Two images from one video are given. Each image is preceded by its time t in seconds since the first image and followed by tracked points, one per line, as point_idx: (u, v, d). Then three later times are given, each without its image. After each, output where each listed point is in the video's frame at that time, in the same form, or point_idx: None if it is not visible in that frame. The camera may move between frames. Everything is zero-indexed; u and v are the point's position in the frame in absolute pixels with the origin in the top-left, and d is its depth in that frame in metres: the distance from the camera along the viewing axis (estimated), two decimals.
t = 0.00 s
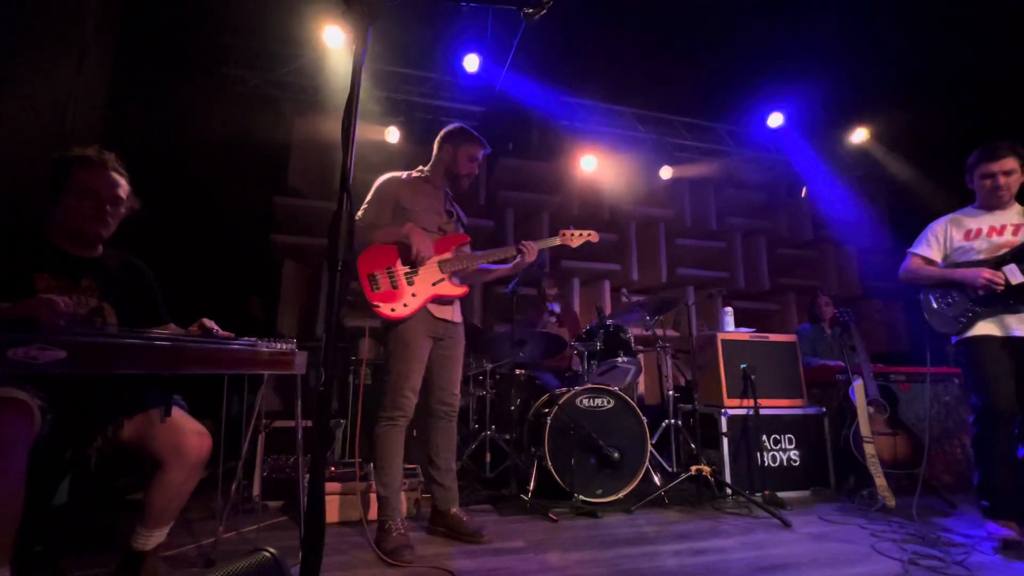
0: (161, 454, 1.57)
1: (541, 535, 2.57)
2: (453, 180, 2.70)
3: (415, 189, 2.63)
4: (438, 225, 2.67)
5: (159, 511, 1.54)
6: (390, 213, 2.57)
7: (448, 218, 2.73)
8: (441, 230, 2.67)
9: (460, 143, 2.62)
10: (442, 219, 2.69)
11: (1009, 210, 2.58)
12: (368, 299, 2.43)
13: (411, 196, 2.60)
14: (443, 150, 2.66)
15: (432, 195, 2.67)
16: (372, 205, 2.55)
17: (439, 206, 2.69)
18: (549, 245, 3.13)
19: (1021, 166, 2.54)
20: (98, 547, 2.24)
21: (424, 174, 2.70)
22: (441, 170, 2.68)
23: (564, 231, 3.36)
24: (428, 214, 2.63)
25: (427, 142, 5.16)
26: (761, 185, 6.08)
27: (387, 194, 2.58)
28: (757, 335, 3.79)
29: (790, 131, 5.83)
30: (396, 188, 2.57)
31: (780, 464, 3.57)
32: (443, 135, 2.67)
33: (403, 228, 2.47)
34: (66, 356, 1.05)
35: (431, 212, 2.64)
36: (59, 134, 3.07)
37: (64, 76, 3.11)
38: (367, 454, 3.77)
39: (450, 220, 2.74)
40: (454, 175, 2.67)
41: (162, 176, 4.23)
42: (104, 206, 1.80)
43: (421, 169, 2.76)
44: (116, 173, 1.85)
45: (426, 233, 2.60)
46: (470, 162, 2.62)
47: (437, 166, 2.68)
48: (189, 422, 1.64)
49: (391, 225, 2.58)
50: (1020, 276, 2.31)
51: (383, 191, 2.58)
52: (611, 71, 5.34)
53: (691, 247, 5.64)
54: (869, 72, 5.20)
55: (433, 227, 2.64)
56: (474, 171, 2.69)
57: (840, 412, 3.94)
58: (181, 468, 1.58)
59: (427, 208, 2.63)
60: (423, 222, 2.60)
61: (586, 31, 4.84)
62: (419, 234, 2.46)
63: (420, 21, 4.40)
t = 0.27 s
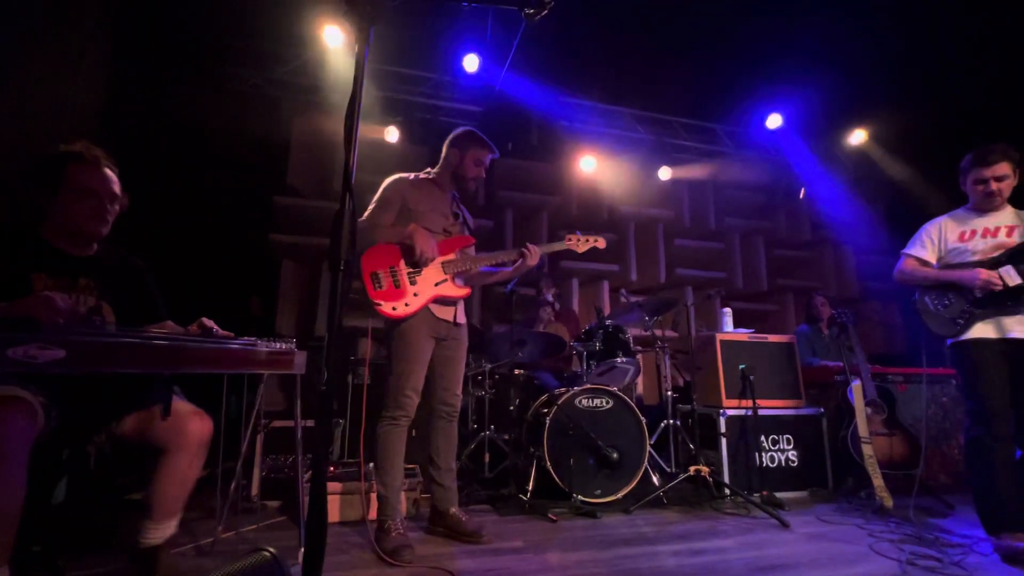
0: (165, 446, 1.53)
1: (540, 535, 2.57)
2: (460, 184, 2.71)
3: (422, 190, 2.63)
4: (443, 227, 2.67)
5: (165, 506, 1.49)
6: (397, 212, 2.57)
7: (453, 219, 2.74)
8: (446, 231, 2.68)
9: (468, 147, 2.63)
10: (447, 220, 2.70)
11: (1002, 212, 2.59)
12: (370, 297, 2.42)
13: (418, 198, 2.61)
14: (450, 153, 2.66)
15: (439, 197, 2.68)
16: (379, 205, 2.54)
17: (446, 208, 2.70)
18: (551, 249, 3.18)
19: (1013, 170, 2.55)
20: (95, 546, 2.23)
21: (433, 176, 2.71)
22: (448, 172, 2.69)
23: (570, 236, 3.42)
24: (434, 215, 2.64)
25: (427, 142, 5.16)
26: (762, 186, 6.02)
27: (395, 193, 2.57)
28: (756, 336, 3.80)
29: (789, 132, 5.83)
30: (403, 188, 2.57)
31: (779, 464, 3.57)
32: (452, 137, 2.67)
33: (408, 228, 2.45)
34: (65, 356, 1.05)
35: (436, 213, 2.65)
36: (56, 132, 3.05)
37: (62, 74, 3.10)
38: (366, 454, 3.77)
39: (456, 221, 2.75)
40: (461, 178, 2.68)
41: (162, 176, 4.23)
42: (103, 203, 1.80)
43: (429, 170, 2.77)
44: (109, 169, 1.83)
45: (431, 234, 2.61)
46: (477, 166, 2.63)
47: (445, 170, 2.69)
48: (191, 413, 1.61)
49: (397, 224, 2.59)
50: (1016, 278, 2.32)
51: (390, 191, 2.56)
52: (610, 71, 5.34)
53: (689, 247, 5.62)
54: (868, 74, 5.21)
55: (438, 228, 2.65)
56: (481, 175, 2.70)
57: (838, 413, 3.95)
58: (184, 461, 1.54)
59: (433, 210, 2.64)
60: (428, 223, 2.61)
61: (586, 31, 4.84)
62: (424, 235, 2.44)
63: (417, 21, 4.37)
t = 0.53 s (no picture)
0: (156, 448, 1.54)
1: (536, 537, 2.57)
2: (461, 188, 2.73)
3: (424, 191, 2.63)
4: (445, 228, 2.66)
5: (161, 505, 1.47)
6: (398, 212, 2.57)
7: (455, 221, 2.73)
8: (447, 233, 2.67)
9: (469, 149, 2.65)
10: (449, 221, 2.69)
11: (984, 212, 2.63)
12: (367, 295, 2.41)
13: (419, 199, 2.61)
14: (452, 157, 2.68)
15: (441, 198, 2.67)
16: (381, 205, 2.54)
17: (447, 209, 2.69)
18: (552, 256, 3.16)
19: (995, 169, 2.56)
20: (87, 550, 2.21)
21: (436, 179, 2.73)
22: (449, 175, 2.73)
23: (572, 245, 3.44)
24: (436, 217, 2.64)
25: (423, 143, 5.14)
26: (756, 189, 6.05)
27: (397, 194, 2.57)
28: (751, 337, 3.81)
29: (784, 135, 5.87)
30: (405, 190, 2.57)
31: (773, 465, 3.59)
32: (454, 140, 2.69)
33: (407, 226, 2.43)
34: (58, 357, 1.04)
35: (438, 215, 2.65)
36: (49, 131, 3.02)
37: (56, 72, 3.07)
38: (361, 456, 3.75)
39: (458, 224, 2.74)
40: (462, 181, 2.71)
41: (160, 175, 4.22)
42: (103, 203, 1.81)
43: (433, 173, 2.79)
44: (109, 169, 1.85)
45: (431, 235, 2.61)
46: (475, 168, 2.66)
47: (449, 174, 2.72)
48: (181, 415, 1.61)
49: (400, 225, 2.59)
50: (1006, 279, 2.35)
51: (393, 192, 2.57)
52: (606, 73, 5.36)
53: (684, 248, 5.60)
54: (862, 78, 5.26)
55: (440, 229, 2.64)
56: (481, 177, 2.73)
57: (832, 414, 3.97)
58: (177, 462, 1.53)
59: (435, 211, 2.64)
60: (429, 224, 2.61)
61: (583, 33, 4.85)
62: (423, 232, 2.41)
63: (417, 24, 4.41)
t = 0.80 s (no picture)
0: (141, 452, 1.49)
1: (529, 537, 2.57)
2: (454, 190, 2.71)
3: (420, 193, 2.63)
4: (440, 229, 2.66)
5: (150, 508, 1.45)
6: (395, 211, 2.58)
7: (451, 222, 2.72)
8: (443, 234, 2.67)
9: (461, 151, 2.63)
10: (445, 222, 2.69)
11: (963, 212, 2.67)
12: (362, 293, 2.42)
13: (416, 200, 2.61)
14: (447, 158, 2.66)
15: (437, 199, 2.68)
16: (377, 205, 2.55)
17: (443, 210, 2.70)
18: (546, 253, 3.20)
19: (972, 171, 2.60)
20: (72, 553, 2.17)
21: (433, 180, 2.71)
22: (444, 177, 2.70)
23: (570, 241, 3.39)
24: (432, 217, 2.64)
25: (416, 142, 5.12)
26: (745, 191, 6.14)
27: (394, 196, 2.57)
28: (742, 337, 3.84)
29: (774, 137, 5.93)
30: (401, 190, 2.58)
31: (763, 464, 3.62)
32: (449, 142, 2.66)
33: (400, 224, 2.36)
34: (44, 357, 1.02)
35: (434, 215, 2.65)
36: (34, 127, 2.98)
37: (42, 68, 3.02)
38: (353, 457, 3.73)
39: (453, 224, 2.73)
40: (454, 184, 2.67)
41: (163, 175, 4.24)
42: (95, 204, 1.83)
43: (432, 175, 2.77)
44: (101, 168, 1.86)
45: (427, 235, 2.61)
46: (466, 171, 2.62)
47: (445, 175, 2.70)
48: (166, 415, 1.58)
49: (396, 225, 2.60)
50: (987, 281, 2.42)
51: (389, 192, 2.58)
52: (598, 74, 5.38)
53: (676, 249, 5.64)
54: (850, 81, 5.33)
55: (435, 229, 2.64)
56: (474, 180, 2.70)
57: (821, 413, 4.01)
58: (164, 463, 1.50)
59: (431, 211, 2.64)
60: (425, 225, 2.61)
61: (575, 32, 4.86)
62: (418, 231, 2.36)
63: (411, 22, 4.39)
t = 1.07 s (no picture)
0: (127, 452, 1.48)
1: (520, 538, 2.56)
2: (447, 191, 2.71)
3: (415, 194, 2.64)
4: (434, 231, 2.66)
5: (140, 510, 1.43)
6: (388, 214, 2.59)
7: (445, 224, 2.72)
8: (437, 235, 2.66)
9: (455, 153, 2.61)
10: (439, 224, 2.68)
11: (944, 214, 2.71)
12: (352, 294, 2.40)
13: (410, 201, 2.62)
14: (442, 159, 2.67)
15: (432, 200, 2.68)
16: (372, 205, 2.56)
17: (438, 212, 2.70)
18: (541, 258, 3.18)
19: (952, 173, 2.64)
20: (54, 559, 2.13)
21: (429, 181, 2.72)
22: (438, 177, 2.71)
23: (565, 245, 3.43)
24: (425, 219, 2.64)
25: (407, 143, 5.09)
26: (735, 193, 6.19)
27: (389, 196, 2.59)
28: (731, 338, 3.87)
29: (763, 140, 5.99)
30: (395, 190, 2.60)
31: (752, 464, 3.65)
32: (445, 143, 2.65)
33: (394, 224, 2.35)
34: (22, 359, 0.97)
35: (428, 217, 2.65)
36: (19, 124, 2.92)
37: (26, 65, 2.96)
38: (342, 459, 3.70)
39: (448, 226, 2.72)
40: (447, 186, 2.67)
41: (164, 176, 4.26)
42: (80, 201, 1.79)
43: (427, 175, 2.78)
44: (87, 166, 1.83)
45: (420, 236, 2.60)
46: (458, 173, 2.61)
47: (439, 177, 2.70)
48: (155, 415, 1.55)
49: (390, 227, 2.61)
50: (967, 283, 2.47)
51: (384, 193, 2.59)
52: (589, 76, 5.41)
53: (666, 251, 5.67)
54: (838, 85, 5.40)
55: (428, 231, 2.64)
56: (467, 182, 2.69)
57: (809, 413, 4.05)
58: (153, 464, 1.49)
59: (424, 213, 2.64)
60: (418, 226, 2.61)
61: (567, 33, 4.87)
62: (412, 231, 2.36)
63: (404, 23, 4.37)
